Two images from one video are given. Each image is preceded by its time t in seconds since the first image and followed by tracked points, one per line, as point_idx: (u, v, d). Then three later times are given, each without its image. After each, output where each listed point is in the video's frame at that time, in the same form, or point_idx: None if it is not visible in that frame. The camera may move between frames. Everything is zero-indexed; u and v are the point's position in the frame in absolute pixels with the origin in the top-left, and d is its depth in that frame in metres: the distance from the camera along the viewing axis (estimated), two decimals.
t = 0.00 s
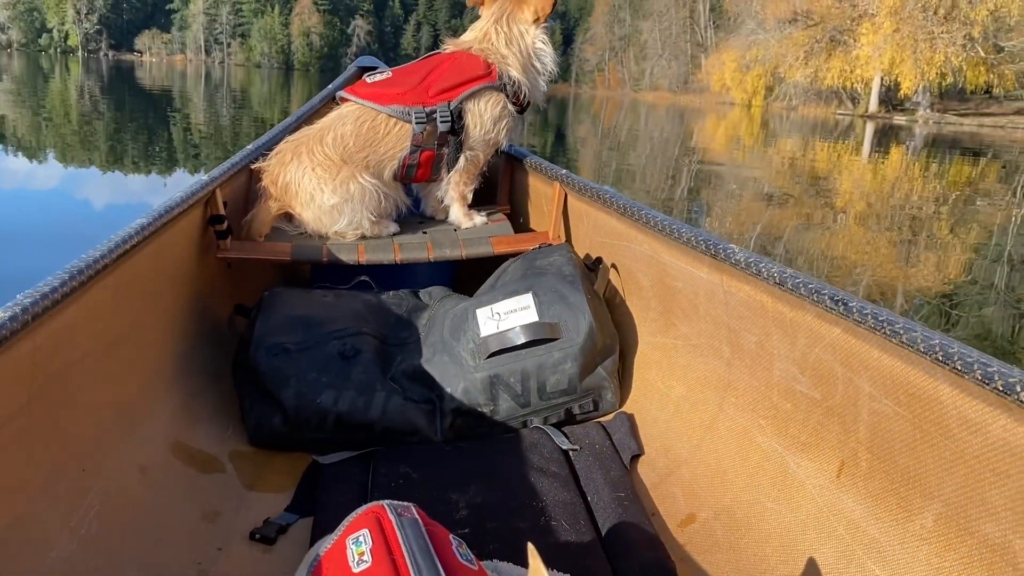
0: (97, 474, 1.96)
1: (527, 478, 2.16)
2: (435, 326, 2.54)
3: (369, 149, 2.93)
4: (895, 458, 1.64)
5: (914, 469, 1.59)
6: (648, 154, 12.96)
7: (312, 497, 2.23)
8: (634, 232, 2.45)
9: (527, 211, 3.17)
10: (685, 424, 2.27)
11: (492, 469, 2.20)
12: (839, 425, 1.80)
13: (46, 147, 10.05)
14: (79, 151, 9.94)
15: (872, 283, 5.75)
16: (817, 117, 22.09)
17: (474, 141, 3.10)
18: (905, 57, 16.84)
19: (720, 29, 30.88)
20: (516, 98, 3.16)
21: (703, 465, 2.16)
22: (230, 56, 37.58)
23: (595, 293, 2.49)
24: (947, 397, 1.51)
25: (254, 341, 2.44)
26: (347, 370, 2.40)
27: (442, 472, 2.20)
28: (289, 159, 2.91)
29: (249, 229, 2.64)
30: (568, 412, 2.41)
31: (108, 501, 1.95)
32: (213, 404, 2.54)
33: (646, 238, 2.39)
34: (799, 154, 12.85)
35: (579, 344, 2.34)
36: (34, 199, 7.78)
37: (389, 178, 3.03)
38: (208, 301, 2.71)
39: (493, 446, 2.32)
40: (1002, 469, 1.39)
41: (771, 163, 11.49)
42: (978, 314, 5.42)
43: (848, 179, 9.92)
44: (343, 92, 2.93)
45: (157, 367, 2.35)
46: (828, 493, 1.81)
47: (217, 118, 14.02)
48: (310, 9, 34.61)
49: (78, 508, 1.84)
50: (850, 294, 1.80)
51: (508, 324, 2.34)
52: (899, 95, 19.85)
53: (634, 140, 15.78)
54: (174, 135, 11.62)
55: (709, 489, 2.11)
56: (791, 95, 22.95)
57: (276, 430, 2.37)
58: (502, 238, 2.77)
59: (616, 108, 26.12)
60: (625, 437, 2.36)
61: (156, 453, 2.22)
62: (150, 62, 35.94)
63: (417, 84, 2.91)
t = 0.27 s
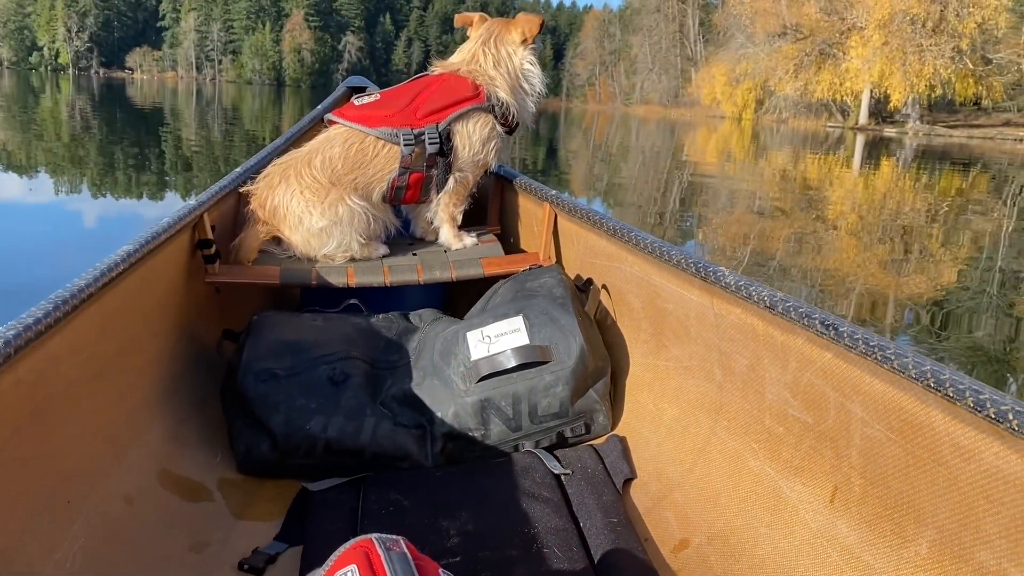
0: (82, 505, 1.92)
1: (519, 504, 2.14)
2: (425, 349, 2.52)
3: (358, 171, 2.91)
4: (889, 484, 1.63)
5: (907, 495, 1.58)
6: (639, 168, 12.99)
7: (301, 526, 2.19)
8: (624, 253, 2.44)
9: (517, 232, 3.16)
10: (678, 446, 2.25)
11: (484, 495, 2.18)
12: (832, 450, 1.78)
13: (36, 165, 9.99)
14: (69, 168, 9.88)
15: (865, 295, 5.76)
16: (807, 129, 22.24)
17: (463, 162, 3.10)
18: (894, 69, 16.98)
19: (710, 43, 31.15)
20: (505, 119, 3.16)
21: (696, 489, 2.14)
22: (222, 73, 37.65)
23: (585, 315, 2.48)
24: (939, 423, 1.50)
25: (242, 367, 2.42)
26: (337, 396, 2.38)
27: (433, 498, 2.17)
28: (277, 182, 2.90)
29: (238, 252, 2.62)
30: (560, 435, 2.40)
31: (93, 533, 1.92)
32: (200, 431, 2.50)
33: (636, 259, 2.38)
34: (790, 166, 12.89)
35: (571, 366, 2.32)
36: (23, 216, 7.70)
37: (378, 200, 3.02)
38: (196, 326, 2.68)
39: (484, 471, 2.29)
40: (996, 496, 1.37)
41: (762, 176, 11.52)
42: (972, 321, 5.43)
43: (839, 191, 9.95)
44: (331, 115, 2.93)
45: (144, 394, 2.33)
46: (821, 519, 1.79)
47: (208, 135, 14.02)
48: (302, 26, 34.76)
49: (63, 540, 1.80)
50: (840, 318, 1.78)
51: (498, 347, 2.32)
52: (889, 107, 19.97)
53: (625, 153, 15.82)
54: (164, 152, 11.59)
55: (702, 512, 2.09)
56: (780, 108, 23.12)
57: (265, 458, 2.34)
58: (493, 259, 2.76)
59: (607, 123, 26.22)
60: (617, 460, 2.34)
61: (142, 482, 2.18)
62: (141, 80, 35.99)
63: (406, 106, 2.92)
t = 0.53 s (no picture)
0: (67, 538, 1.88)
1: (510, 530, 2.11)
2: (415, 373, 2.49)
3: (347, 194, 2.89)
4: (881, 512, 1.61)
5: (899, 522, 1.56)
6: (631, 180, 13.01)
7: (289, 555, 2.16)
8: (614, 276, 2.44)
9: (508, 252, 3.15)
10: (670, 471, 2.24)
11: (475, 521, 2.15)
12: (824, 474, 1.77)
13: (28, 182, 9.95)
14: (61, 185, 9.85)
15: (858, 306, 5.75)
16: (799, 140, 22.35)
17: (453, 184, 3.10)
18: (884, 81, 17.08)
19: (700, 57, 31.36)
20: (495, 141, 3.16)
21: (686, 514, 2.13)
22: (213, 89, 37.68)
23: (576, 337, 2.47)
24: (932, 452, 1.48)
25: (230, 392, 2.39)
26: (326, 422, 2.36)
27: (423, 526, 2.15)
28: (266, 205, 2.89)
29: (225, 277, 2.60)
30: (552, 459, 2.38)
31: (79, 566, 1.87)
32: (187, 458, 2.47)
33: (627, 281, 2.37)
34: (781, 178, 12.92)
35: (562, 390, 2.30)
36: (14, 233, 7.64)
37: (368, 222, 3.01)
38: (183, 351, 2.66)
39: (475, 497, 2.27)
40: (988, 527, 1.36)
41: (754, 188, 11.54)
42: (966, 326, 5.44)
43: (831, 202, 9.97)
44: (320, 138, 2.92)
45: (131, 421, 2.30)
46: (814, 547, 1.77)
47: (201, 151, 14.00)
48: (294, 42, 34.85)
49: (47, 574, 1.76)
50: (830, 344, 1.78)
51: (489, 371, 2.30)
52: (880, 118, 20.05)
53: (617, 166, 15.84)
54: (155, 168, 11.55)
55: (693, 538, 2.07)
56: (771, 120, 23.25)
57: (254, 484, 2.32)
58: (482, 281, 2.75)
59: (598, 137, 26.32)
60: (609, 484, 2.32)
61: (129, 512, 2.15)
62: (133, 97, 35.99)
63: (395, 128, 2.91)
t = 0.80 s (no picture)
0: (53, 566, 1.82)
1: (501, 554, 2.08)
2: (405, 394, 2.47)
3: (336, 214, 2.89)
4: (873, 534, 1.59)
5: (891, 545, 1.54)
6: (623, 193, 13.02)
7: None
8: (604, 295, 2.43)
9: (498, 270, 3.15)
10: (661, 491, 2.22)
11: (465, 545, 2.12)
12: (815, 497, 1.75)
13: (20, 199, 9.94)
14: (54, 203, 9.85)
15: (852, 316, 5.74)
16: (791, 151, 22.43)
17: (443, 204, 3.10)
18: (875, 93, 17.15)
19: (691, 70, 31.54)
20: (485, 160, 3.16)
21: (679, 535, 2.11)
22: (206, 105, 37.77)
23: (566, 357, 2.45)
24: (922, 475, 1.47)
25: (218, 416, 2.37)
26: (315, 445, 2.33)
27: (412, 551, 2.12)
28: (254, 226, 2.88)
29: (213, 298, 2.58)
30: (543, 480, 2.35)
31: None
32: (175, 482, 2.44)
33: (617, 301, 2.37)
34: (773, 189, 12.94)
35: (552, 410, 2.28)
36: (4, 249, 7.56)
37: (357, 242, 3.00)
38: (170, 374, 2.63)
39: (465, 520, 2.24)
40: (980, 551, 1.34)
41: (747, 199, 11.55)
42: (960, 332, 5.45)
43: (823, 213, 9.97)
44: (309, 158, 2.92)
45: (117, 446, 2.26)
46: (806, 570, 1.74)
47: (193, 168, 13.98)
48: (286, 58, 34.96)
49: None
50: (820, 366, 1.77)
51: (479, 392, 2.27)
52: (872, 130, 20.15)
53: (610, 179, 15.87)
54: (148, 185, 11.55)
55: (685, 560, 2.05)
56: (763, 132, 23.34)
57: (242, 509, 2.29)
58: (473, 300, 2.74)
59: (591, 150, 26.39)
60: (601, 506, 2.30)
61: (114, 539, 2.10)
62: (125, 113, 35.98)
63: (383, 148, 2.91)
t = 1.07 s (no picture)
0: None
1: None
2: (396, 417, 2.45)
3: (325, 235, 2.88)
4: (866, 559, 1.57)
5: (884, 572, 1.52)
6: (616, 204, 13.01)
7: None
8: (595, 315, 2.42)
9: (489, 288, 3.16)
10: (654, 513, 2.20)
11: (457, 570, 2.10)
12: (808, 521, 1.73)
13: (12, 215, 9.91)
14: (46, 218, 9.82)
15: (847, 325, 5.73)
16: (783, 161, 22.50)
17: (432, 223, 3.10)
18: (867, 102, 17.16)
19: (683, 81, 31.67)
20: (473, 180, 3.16)
21: (673, 557, 2.09)
22: (198, 120, 37.80)
23: (557, 377, 2.44)
24: (914, 501, 1.45)
25: (207, 441, 2.34)
26: (305, 470, 2.31)
27: None
28: (243, 248, 2.87)
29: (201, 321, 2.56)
30: (536, 503, 2.33)
31: None
32: (164, 508, 2.41)
33: (608, 321, 2.36)
34: (766, 199, 12.94)
35: (544, 433, 2.27)
36: None
37: (346, 262, 2.99)
38: (159, 398, 2.61)
39: (458, 544, 2.22)
40: None
41: (740, 209, 11.55)
42: (954, 338, 5.47)
43: (816, 223, 9.97)
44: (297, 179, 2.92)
45: (106, 472, 2.23)
46: None
47: (185, 182, 13.96)
48: (278, 72, 35.01)
49: None
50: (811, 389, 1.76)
51: (470, 415, 2.25)
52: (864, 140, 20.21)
53: (603, 190, 15.87)
54: (141, 200, 11.52)
55: None
56: (755, 143, 23.42)
57: (232, 535, 2.26)
58: (464, 320, 2.74)
59: (584, 161, 26.42)
60: (594, 529, 2.27)
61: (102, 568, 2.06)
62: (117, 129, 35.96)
63: (371, 169, 2.91)
